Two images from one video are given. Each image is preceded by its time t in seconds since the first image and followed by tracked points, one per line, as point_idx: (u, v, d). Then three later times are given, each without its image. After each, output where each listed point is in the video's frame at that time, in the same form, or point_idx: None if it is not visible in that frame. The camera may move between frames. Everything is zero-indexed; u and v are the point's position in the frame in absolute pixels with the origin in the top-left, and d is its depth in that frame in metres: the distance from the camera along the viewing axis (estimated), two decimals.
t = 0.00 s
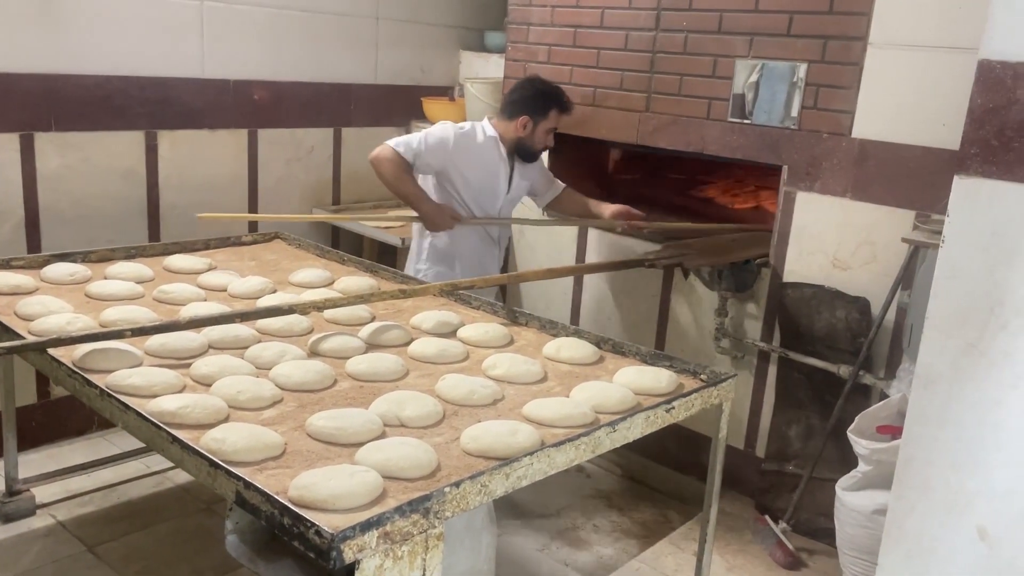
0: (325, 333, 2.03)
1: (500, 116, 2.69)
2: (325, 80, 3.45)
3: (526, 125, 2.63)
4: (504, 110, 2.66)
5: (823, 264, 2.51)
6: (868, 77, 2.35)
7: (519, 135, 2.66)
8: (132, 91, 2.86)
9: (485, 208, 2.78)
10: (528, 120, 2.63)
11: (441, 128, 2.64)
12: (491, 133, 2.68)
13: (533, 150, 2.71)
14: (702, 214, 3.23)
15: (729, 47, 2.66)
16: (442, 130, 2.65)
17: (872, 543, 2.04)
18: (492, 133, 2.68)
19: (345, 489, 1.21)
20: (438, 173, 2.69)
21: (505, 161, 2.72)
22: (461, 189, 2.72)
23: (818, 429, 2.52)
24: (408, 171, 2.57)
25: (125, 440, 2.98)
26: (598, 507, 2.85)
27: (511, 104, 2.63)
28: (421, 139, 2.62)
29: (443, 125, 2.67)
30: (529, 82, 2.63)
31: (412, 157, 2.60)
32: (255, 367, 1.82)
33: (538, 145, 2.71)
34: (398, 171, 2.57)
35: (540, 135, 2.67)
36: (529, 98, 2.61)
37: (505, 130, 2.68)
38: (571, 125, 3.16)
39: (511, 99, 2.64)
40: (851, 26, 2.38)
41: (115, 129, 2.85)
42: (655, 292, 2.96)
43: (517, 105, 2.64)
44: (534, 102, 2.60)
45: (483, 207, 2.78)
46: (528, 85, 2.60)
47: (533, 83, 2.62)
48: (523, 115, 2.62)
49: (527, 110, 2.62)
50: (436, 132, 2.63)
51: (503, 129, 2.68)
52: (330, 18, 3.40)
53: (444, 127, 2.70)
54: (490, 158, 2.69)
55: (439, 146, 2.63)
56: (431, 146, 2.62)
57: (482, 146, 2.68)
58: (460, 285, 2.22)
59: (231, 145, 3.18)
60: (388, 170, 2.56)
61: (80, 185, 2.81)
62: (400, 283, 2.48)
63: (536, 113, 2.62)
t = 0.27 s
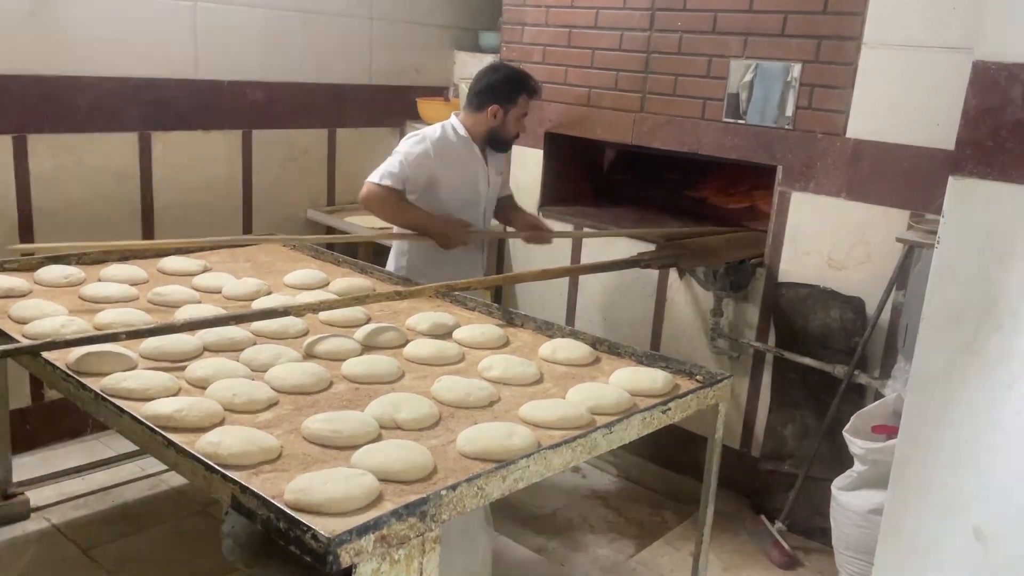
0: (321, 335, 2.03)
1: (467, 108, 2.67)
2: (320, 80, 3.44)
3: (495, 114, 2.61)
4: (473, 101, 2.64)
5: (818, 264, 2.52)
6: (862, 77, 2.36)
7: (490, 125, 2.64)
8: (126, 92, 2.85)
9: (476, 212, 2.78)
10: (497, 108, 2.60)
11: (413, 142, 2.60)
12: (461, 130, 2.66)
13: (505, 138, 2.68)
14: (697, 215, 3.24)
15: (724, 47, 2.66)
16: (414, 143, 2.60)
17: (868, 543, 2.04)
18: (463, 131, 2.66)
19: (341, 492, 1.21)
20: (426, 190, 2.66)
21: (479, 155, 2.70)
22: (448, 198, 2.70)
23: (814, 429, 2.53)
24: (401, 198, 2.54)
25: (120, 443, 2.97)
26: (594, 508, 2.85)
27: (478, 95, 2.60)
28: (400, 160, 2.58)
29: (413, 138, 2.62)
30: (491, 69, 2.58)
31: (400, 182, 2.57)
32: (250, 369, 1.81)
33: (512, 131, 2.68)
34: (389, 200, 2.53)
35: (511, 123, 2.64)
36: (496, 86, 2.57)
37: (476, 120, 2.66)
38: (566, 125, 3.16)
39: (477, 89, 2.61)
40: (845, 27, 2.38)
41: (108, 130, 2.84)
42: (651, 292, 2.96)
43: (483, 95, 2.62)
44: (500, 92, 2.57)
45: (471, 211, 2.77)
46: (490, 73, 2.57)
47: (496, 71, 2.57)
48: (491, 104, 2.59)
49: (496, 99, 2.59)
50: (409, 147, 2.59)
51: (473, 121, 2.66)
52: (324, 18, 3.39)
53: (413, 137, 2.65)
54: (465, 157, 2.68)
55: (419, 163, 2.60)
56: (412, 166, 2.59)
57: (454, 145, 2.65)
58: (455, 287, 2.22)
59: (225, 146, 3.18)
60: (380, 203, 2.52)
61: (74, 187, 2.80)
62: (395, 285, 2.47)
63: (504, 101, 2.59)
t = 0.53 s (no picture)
0: (320, 336, 2.02)
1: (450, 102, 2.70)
2: (317, 80, 3.43)
3: (483, 100, 2.66)
4: (456, 95, 2.68)
5: (816, 263, 2.52)
6: (860, 76, 2.36)
7: (480, 112, 2.68)
8: (122, 93, 2.84)
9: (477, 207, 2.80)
10: (483, 93, 2.66)
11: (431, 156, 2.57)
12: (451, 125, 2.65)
13: (494, 125, 2.72)
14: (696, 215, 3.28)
15: (722, 46, 2.66)
16: (431, 156, 2.58)
17: (868, 542, 2.04)
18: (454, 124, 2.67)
19: (342, 495, 1.21)
20: (451, 198, 2.68)
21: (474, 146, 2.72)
22: (465, 199, 2.71)
23: (813, 427, 2.53)
24: (441, 213, 2.57)
25: (118, 444, 2.97)
26: (593, 508, 2.85)
27: (462, 86, 2.65)
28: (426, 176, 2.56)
29: (426, 152, 2.58)
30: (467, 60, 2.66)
31: (438, 198, 2.58)
32: (249, 371, 1.81)
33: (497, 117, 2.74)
34: (433, 219, 2.55)
35: (497, 108, 2.71)
36: (481, 72, 2.64)
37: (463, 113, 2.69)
38: (563, 125, 3.15)
39: (459, 80, 2.66)
40: (843, 26, 2.38)
41: (104, 131, 2.83)
42: (649, 292, 2.96)
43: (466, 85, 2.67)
44: (486, 76, 2.64)
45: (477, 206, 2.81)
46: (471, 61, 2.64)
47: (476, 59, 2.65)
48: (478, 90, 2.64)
49: (483, 85, 2.65)
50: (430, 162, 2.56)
51: (459, 112, 2.69)
52: (321, 18, 3.38)
53: (421, 149, 2.60)
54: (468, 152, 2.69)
55: (446, 175, 2.60)
56: (441, 180, 2.59)
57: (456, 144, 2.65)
58: (454, 287, 2.21)
59: (222, 146, 3.17)
60: (427, 224, 2.55)
61: (70, 188, 2.79)
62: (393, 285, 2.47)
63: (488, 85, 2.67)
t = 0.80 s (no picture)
0: (321, 334, 2.01)
1: (444, 98, 2.67)
2: (315, 78, 3.42)
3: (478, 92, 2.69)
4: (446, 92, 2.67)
5: (817, 260, 2.52)
6: (861, 72, 2.36)
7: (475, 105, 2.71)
8: (120, 91, 2.83)
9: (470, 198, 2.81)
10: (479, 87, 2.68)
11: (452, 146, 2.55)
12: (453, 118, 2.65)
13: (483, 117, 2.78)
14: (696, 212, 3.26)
15: (722, 43, 2.65)
16: (452, 145, 2.56)
17: (871, 539, 2.04)
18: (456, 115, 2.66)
19: (347, 492, 1.20)
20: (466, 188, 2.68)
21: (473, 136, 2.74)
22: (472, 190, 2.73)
23: (814, 424, 2.53)
24: (463, 204, 2.57)
25: (118, 444, 2.96)
26: (594, 505, 2.85)
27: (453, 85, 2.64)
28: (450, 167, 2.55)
29: (446, 142, 2.55)
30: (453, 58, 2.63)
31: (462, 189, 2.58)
32: (251, 369, 1.80)
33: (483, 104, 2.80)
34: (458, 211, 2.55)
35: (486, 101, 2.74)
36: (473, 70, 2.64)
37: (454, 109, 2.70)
38: (563, 122, 3.15)
39: (452, 76, 2.63)
40: (844, 22, 2.38)
41: (103, 129, 2.82)
42: (650, 289, 2.96)
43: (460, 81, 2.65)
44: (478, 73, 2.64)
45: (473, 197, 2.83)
46: (465, 57, 2.60)
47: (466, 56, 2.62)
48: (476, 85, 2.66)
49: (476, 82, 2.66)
50: (452, 152, 2.54)
51: (455, 107, 2.68)
52: (319, 16, 3.38)
53: (438, 140, 2.57)
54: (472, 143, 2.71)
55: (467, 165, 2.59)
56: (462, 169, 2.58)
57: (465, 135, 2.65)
58: (456, 284, 2.21)
59: (221, 144, 3.16)
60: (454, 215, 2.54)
61: (69, 186, 2.78)
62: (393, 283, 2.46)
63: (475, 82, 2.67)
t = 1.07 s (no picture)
0: (324, 332, 2.02)
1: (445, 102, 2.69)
2: (316, 76, 3.43)
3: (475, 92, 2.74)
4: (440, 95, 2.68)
5: (818, 256, 2.52)
6: (862, 69, 2.36)
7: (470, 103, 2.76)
8: (122, 89, 2.83)
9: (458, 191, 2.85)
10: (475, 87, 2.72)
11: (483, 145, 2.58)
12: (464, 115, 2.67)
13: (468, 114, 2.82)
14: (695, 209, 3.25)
15: (722, 41, 2.66)
16: (483, 143, 2.59)
17: (873, 535, 2.05)
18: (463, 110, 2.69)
19: (352, 488, 1.21)
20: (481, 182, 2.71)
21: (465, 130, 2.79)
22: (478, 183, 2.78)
23: (816, 421, 2.54)
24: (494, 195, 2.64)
25: (120, 442, 2.96)
26: (596, 502, 2.86)
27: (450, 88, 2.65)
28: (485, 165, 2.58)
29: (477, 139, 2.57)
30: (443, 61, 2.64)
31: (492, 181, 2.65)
32: (254, 367, 1.81)
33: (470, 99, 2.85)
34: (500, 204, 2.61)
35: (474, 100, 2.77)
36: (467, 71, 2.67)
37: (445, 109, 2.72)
38: (564, 120, 3.15)
39: (453, 81, 2.64)
40: (845, 19, 2.38)
41: (105, 128, 2.82)
42: (651, 287, 2.96)
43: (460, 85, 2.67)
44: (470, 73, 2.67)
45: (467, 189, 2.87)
46: (466, 62, 2.62)
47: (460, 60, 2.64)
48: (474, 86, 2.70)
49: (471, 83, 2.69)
50: (484, 150, 2.58)
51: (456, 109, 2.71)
52: (320, 14, 3.38)
53: (468, 138, 2.58)
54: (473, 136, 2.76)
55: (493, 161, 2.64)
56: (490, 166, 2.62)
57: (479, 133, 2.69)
58: (458, 282, 2.21)
59: (222, 143, 3.16)
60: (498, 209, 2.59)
61: (71, 185, 2.78)
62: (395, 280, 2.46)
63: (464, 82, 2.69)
